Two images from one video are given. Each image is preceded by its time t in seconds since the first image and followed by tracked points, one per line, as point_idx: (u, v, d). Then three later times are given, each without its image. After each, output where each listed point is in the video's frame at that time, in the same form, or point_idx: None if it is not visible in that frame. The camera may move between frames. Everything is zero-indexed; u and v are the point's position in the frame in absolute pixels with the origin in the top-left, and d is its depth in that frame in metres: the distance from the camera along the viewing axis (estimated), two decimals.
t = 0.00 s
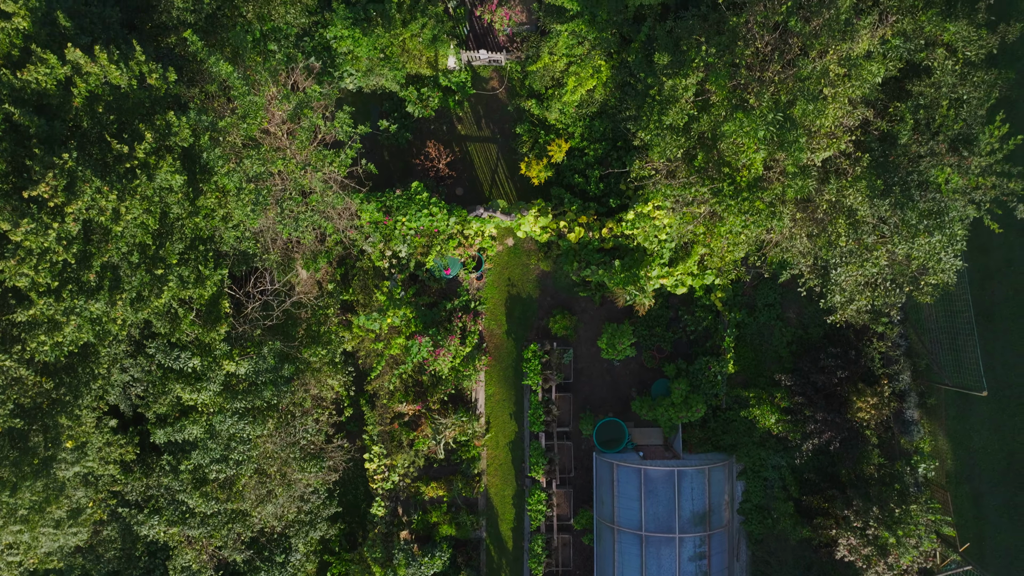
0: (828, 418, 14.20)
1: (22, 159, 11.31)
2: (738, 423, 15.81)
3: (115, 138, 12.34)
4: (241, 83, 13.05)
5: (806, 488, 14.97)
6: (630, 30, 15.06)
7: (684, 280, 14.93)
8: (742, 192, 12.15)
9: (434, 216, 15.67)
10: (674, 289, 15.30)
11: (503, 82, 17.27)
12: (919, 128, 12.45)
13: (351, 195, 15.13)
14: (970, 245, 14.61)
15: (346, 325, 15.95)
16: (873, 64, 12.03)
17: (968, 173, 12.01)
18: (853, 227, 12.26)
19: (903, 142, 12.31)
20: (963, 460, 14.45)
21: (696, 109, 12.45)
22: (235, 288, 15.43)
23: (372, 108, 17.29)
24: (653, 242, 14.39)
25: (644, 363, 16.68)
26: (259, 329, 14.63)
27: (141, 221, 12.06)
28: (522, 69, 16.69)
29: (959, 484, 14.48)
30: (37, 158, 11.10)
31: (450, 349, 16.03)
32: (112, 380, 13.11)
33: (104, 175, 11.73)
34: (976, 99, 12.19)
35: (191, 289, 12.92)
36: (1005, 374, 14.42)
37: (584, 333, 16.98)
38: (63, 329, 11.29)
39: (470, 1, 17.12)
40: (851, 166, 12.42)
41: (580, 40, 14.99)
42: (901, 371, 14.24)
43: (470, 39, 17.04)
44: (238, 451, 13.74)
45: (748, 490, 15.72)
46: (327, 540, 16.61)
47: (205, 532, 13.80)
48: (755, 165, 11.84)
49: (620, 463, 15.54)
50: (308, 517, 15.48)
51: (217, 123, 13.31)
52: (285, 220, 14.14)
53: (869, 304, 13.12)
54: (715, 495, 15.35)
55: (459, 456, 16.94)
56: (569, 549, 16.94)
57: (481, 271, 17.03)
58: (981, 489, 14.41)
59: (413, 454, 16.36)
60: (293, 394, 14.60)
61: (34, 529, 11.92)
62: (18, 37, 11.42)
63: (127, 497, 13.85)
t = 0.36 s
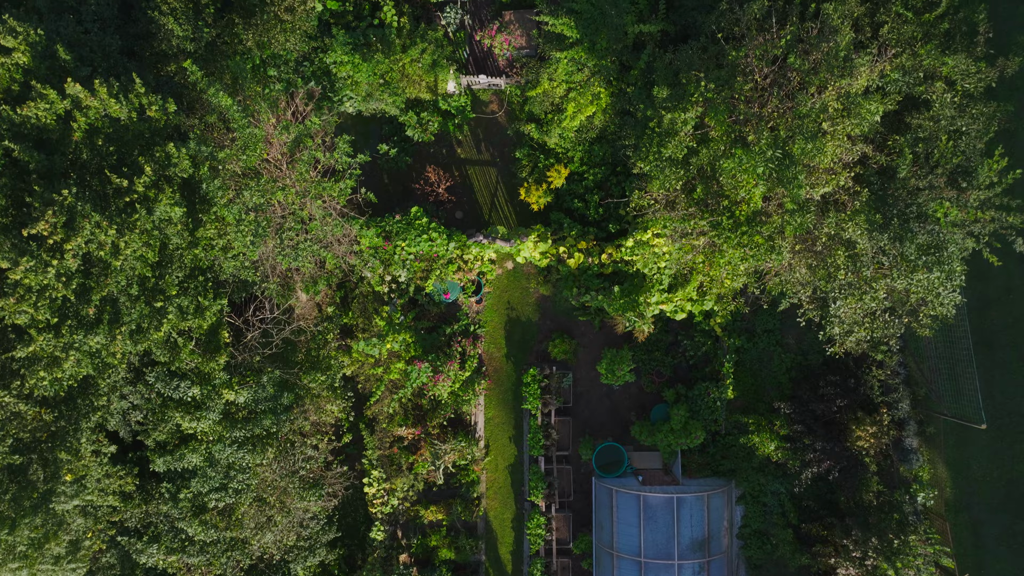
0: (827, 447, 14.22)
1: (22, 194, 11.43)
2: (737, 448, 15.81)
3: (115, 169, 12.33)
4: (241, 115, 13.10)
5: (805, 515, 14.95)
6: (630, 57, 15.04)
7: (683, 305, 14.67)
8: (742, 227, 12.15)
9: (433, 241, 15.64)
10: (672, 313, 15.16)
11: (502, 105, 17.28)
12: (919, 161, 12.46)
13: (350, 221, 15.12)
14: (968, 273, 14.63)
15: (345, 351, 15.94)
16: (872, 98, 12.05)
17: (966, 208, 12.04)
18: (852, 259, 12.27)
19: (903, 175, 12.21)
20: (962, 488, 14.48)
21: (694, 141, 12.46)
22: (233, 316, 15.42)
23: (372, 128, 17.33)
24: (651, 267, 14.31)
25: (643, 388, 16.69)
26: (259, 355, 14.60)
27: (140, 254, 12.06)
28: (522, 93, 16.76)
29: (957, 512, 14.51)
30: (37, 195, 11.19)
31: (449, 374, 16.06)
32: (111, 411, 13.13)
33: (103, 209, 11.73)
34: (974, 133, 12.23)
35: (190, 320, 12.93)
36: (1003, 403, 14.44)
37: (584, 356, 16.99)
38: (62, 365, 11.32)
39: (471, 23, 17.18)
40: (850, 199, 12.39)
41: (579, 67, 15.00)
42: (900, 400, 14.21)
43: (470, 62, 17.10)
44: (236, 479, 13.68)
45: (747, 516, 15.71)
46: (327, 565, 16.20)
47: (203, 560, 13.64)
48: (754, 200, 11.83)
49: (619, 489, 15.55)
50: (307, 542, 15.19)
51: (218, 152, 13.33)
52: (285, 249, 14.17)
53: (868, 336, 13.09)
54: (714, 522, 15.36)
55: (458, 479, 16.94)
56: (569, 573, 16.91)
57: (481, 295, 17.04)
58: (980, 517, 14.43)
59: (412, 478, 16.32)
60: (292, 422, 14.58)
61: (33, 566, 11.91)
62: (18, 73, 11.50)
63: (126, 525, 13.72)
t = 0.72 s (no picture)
0: (826, 476, 14.23)
1: (22, 229, 11.42)
2: (736, 474, 15.81)
3: (115, 202, 12.34)
4: (241, 148, 13.19)
5: (804, 542, 14.94)
6: (629, 85, 15.04)
7: (683, 331, 14.42)
8: (740, 261, 12.08)
9: (433, 267, 15.63)
10: (672, 339, 15.06)
11: (501, 129, 17.30)
12: (918, 194, 12.46)
13: (350, 247, 15.11)
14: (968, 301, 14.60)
15: (345, 376, 15.95)
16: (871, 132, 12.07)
17: (965, 242, 12.06)
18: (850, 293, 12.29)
19: (901, 210, 12.27)
20: (961, 516, 14.50)
21: (693, 174, 12.47)
22: (233, 343, 15.41)
23: (372, 150, 17.36)
24: (649, 291, 13.88)
25: (642, 413, 16.68)
26: (259, 383, 14.62)
27: (140, 288, 12.08)
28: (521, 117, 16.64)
29: (957, 540, 14.53)
30: (36, 231, 11.20)
31: (449, 400, 16.06)
32: (110, 441, 13.15)
33: (103, 243, 11.76)
34: (974, 165, 12.23)
35: (190, 351, 12.94)
36: (1002, 431, 14.46)
37: (583, 380, 17.01)
38: (61, 401, 11.34)
39: (470, 48, 17.27)
40: (850, 233, 12.39)
41: (579, 94, 15.02)
42: (899, 429, 14.18)
43: (470, 86, 17.15)
44: (235, 507, 13.58)
45: (746, 541, 15.71)
46: None
47: None
48: (753, 235, 11.81)
49: (618, 515, 15.53)
50: (305, 568, 15.12)
51: (218, 183, 13.33)
52: (284, 279, 14.18)
53: (867, 368, 13.08)
54: (714, 548, 15.46)
55: (458, 504, 16.91)
56: None
57: (480, 319, 17.05)
58: (979, 545, 14.45)
59: (411, 502, 16.28)
60: (292, 450, 14.57)
61: None
62: (17, 108, 11.54)
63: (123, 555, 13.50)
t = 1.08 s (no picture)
0: (826, 506, 14.19)
1: (21, 264, 11.36)
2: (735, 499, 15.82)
3: (114, 234, 12.39)
4: (240, 181, 13.21)
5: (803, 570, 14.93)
6: (629, 112, 15.04)
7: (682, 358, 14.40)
8: (739, 295, 12.15)
9: (433, 292, 15.74)
10: (672, 364, 15.08)
11: (501, 152, 17.31)
12: (917, 227, 12.49)
13: (350, 274, 15.12)
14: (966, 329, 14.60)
15: (345, 400, 15.97)
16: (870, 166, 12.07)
17: (964, 276, 12.07)
18: (849, 325, 12.29)
19: (900, 244, 12.29)
20: (961, 545, 14.50)
21: (692, 207, 12.48)
22: (233, 370, 15.47)
23: (372, 172, 17.41)
24: (649, 317, 13.60)
25: (642, 437, 16.68)
26: (258, 410, 14.66)
27: (140, 322, 12.09)
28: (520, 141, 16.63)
29: (956, 568, 14.54)
30: (36, 267, 11.17)
31: (448, 426, 16.08)
32: (110, 472, 13.15)
33: (103, 277, 11.77)
34: (973, 199, 12.22)
35: (189, 382, 12.86)
36: (1001, 459, 14.47)
37: (582, 404, 17.03)
38: (60, 436, 11.34)
39: (470, 72, 17.30)
40: (849, 267, 12.34)
41: (579, 121, 15.03)
42: (898, 457, 14.19)
43: (470, 110, 17.12)
44: (234, 537, 13.50)
45: (745, 566, 15.72)
46: None
47: None
48: (751, 270, 11.83)
49: (617, 541, 15.53)
50: None
51: (217, 214, 13.34)
52: (283, 308, 14.21)
53: (866, 401, 13.06)
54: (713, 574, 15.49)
55: (457, 527, 16.88)
56: None
57: (480, 342, 17.06)
58: (978, 573, 14.45)
59: (411, 525, 16.24)
60: (291, 478, 14.53)
61: None
62: (17, 142, 11.52)
63: None
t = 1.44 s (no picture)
0: (825, 536, 14.12)
1: (20, 298, 11.44)
2: (735, 524, 15.77)
3: (114, 267, 12.39)
4: (239, 214, 13.24)
5: None
6: (628, 139, 15.13)
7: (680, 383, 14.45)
8: (739, 328, 12.06)
9: (432, 317, 15.76)
10: (672, 391, 15.18)
11: (501, 176, 17.33)
12: (915, 260, 12.53)
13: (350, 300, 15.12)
14: (965, 357, 14.62)
15: (343, 425, 15.89)
16: (869, 199, 12.07)
17: (962, 310, 12.10)
18: (849, 359, 12.28)
19: (899, 278, 12.31)
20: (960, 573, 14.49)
21: (690, 240, 12.46)
22: (232, 398, 15.48)
23: (372, 195, 17.40)
24: (648, 343, 14.05)
25: (641, 462, 16.68)
26: (258, 438, 14.73)
27: (139, 356, 12.11)
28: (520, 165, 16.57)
29: None
30: (36, 304, 11.21)
31: (448, 451, 16.06)
32: (109, 503, 13.14)
33: (102, 311, 11.79)
34: (971, 231, 12.25)
35: (189, 414, 12.98)
36: (1000, 488, 14.48)
37: (581, 429, 17.05)
38: (59, 472, 11.34)
39: (470, 95, 17.34)
40: (847, 301, 12.36)
41: (578, 148, 15.03)
42: (898, 485, 14.12)
43: (469, 133, 17.26)
44: (234, 566, 13.45)
45: None
46: None
47: None
48: (750, 304, 11.72)
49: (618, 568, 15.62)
50: None
51: (217, 244, 13.34)
52: (283, 338, 14.17)
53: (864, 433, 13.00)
54: None
55: (456, 551, 16.84)
56: None
57: (479, 367, 17.07)
58: None
59: (411, 549, 16.16)
60: (291, 506, 14.52)
61: None
62: (17, 178, 11.53)
63: None
